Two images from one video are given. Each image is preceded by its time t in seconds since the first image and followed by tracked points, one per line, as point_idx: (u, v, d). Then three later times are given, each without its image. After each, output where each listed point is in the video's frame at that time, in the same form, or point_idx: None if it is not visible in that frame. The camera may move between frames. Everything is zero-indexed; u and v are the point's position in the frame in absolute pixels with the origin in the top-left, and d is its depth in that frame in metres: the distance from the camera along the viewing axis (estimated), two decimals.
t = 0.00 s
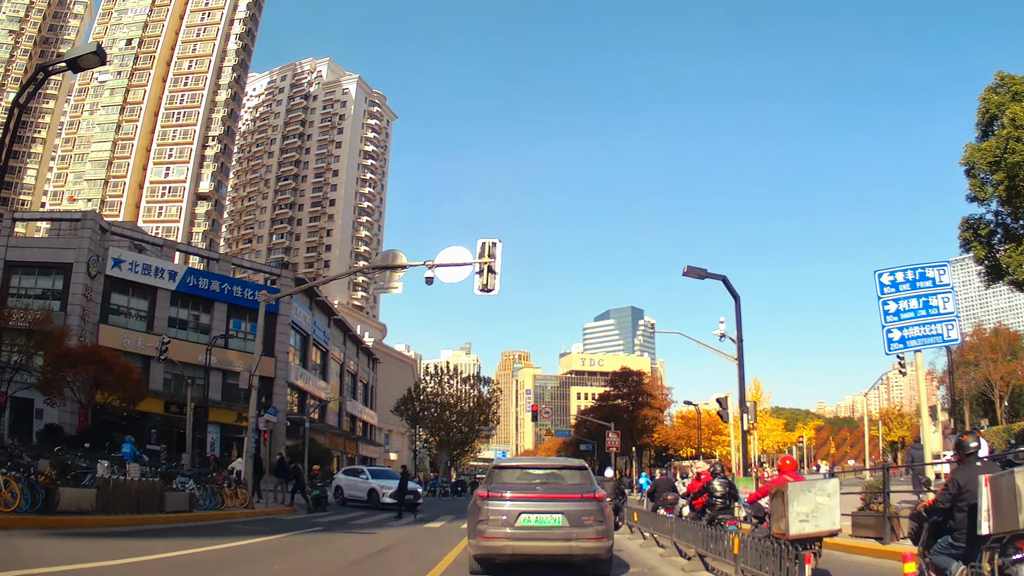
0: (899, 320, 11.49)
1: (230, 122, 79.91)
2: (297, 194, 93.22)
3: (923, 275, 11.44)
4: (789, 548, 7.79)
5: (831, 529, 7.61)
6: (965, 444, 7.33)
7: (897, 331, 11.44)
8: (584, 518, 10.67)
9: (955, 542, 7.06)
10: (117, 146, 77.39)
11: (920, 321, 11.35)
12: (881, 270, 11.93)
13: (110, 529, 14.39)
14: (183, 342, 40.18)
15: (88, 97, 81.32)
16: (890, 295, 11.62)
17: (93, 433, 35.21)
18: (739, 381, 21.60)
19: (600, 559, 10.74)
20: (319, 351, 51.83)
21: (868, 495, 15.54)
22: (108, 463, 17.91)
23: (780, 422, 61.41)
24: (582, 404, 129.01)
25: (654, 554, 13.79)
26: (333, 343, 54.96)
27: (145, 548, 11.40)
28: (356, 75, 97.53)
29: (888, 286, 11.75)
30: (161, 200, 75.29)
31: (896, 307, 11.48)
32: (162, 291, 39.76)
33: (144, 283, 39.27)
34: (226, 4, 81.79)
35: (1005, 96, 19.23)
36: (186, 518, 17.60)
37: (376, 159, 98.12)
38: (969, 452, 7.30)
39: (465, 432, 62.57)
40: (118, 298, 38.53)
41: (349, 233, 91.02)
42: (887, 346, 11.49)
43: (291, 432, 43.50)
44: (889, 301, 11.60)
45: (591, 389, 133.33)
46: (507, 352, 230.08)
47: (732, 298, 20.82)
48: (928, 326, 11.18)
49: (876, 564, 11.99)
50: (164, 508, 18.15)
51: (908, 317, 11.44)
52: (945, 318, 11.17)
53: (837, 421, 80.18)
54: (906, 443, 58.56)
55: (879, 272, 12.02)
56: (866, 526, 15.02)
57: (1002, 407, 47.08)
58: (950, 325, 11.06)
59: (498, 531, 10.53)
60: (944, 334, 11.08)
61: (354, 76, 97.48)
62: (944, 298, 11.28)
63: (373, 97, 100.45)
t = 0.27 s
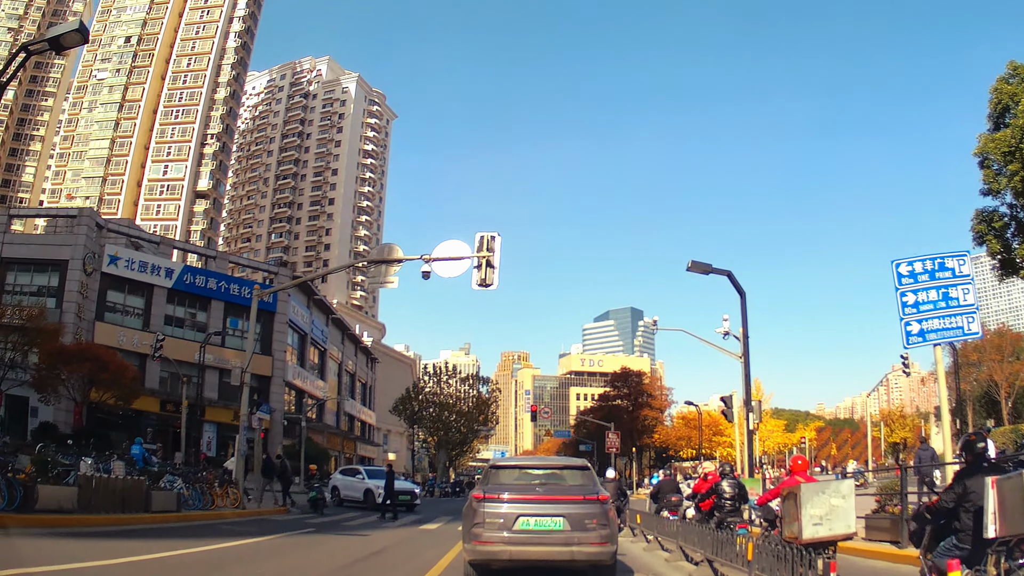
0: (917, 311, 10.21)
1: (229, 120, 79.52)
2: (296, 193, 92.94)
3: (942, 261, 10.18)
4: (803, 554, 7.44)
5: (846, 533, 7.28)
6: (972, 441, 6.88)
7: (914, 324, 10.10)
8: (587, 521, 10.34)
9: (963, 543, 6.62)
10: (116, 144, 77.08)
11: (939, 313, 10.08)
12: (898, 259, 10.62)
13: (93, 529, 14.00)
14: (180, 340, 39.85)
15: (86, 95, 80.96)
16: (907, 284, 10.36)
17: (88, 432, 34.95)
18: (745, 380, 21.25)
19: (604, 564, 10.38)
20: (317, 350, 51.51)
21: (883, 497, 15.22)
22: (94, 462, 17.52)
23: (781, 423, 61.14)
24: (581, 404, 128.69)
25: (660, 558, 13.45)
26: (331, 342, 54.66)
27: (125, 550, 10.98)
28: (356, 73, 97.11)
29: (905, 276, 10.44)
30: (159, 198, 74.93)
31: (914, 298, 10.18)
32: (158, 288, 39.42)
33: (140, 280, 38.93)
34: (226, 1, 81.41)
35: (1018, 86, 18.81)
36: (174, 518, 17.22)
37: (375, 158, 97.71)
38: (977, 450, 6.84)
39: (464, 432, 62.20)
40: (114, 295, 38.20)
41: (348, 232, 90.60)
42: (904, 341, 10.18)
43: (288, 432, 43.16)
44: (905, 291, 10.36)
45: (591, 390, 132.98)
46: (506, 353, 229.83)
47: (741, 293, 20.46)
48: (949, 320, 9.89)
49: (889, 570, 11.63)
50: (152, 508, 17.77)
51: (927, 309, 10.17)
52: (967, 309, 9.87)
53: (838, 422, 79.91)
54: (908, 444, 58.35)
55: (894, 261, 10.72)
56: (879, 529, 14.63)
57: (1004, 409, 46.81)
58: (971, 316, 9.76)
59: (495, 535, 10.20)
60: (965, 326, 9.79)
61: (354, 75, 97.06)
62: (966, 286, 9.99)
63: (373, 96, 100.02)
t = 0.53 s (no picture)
0: (937, 301, 9.42)
1: (228, 116, 79.09)
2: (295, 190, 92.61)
3: (962, 248, 9.39)
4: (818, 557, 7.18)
5: (862, 533, 7.00)
6: (983, 440, 6.47)
7: (935, 318, 9.41)
8: (590, 523, 10.00)
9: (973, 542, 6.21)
10: (114, 140, 76.76)
11: (959, 303, 9.29)
12: (914, 248, 9.84)
13: (74, 527, 13.71)
14: (177, 336, 39.52)
15: (85, 90, 80.59)
16: (926, 273, 9.56)
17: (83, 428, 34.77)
18: (751, 375, 20.91)
19: (608, 568, 10.03)
20: (315, 347, 51.18)
21: (898, 497, 14.92)
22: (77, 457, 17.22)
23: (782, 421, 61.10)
24: (581, 403, 128.33)
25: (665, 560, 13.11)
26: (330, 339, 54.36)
27: (103, 548, 10.65)
28: (356, 70, 96.63)
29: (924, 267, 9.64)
30: (158, 194, 74.59)
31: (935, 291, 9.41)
32: (154, 284, 39.11)
33: (137, 276, 38.63)
34: None
35: None
36: (160, 516, 16.96)
37: (375, 155, 97.26)
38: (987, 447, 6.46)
39: (462, 430, 61.83)
40: (111, 291, 37.90)
41: (347, 229, 90.19)
42: (925, 336, 9.47)
43: (285, 429, 42.82)
44: (923, 280, 9.57)
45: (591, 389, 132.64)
46: (506, 352, 229.76)
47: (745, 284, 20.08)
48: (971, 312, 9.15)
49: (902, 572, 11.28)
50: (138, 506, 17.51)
51: (947, 298, 9.38)
52: (990, 298, 9.08)
53: (838, 421, 79.71)
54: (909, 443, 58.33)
55: (911, 248, 9.89)
56: (895, 530, 14.24)
57: (1006, 407, 46.65)
58: (993, 307, 8.99)
59: (492, 537, 9.89)
60: (986, 317, 9.03)
61: (354, 71, 96.57)
62: (987, 275, 9.18)
63: (373, 93, 99.54)
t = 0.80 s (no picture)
0: (956, 291, 9.12)
1: (227, 114, 78.75)
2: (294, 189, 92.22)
3: (980, 236, 9.06)
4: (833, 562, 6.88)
5: (882, 536, 6.74)
6: (996, 437, 6.18)
7: (954, 308, 9.11)
8: (593, 526, 9.68)
9: (991, 546, 5.78)
10: (112, 138, 76.43)
11: (978, 293, 8.97)
12: (930, 235, 9.53)
13: (57, 527, 13.33)
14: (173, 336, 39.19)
15: (83, 88, 80.20)
16: (944, 261, 9.25)
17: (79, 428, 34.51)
18: (756, 374, 20.61)
19: (612, 573, 9.71)
20: (313, 346, 50.87)
21: (913, 497, 14.60)
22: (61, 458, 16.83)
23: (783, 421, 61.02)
24: (580, 403, 128.04)
25: (670, 564, 12.81)
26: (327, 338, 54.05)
27: (87, 551, 10.32)
28: (355, 68, 96.29)
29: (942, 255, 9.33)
30: (156, 192, 74.27)
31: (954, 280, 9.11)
32: (151, 282, 38.82)
33: (133, 274, 38.31)
34: None
35: None
36: (147, 517, 16.58)
37: (374, 154, 96.90)
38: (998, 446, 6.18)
39: (462, 430, 61.54)
40: (107, 289, 37.60)
41: (346, 228, 89.87)
42: (943, 326, 9.19)
43: (283, 429, 42.51)
44: (941, 269, 9.26)
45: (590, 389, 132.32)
46: (505, 352, 229.48)
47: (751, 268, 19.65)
48: (991, 302, 8.84)
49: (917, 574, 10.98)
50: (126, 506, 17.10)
51: (966, 288, 9.07)
52: (1011, 288, 8.78)
53: (839, 420, 79.54)
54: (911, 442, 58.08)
55: (928, 236, 9.59)
56: (909, 530, 13.90)
57: (1007, 406, 46.47)
58: (1014, 297, 8.69)
59: (491, 541, 9.59)
60: (1006, 307, 8.71)
61: (353, 70, 96.23)
62: (1008, 263, 8.88)
63: (372, 91, 99.20)
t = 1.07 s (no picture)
0: None
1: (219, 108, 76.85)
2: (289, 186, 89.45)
3: None
4: None
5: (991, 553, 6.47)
6: None
7: None
8: (596, 532, 7.53)
9: None
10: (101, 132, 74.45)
11: None
12: None
13: None
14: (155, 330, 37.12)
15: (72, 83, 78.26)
16: None
17: (53, 426, 32.41)
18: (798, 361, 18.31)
19: None
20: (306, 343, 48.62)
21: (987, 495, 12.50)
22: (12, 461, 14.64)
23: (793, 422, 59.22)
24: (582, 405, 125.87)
25: (674, 569, 12.22)
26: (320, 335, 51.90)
27: None
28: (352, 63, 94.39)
29: None
30: (145, 187, 72.45)
31: None
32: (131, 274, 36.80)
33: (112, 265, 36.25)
34: None
35: None
36: (104, 523, 14.40)
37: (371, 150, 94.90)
38: None
39: (461, 431, 59.34)
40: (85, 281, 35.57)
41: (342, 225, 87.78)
42: None
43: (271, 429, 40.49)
44: None
45: (592, 390, 130.11)
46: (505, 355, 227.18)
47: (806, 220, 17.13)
48: None
49: None
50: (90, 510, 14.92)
51: None
52: None
53: (847, 420, 77.54)
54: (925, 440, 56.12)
55: None
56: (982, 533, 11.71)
57: None
58: None
59: (484, 550, 7.48)
60: None
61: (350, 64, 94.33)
62: None
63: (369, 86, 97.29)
